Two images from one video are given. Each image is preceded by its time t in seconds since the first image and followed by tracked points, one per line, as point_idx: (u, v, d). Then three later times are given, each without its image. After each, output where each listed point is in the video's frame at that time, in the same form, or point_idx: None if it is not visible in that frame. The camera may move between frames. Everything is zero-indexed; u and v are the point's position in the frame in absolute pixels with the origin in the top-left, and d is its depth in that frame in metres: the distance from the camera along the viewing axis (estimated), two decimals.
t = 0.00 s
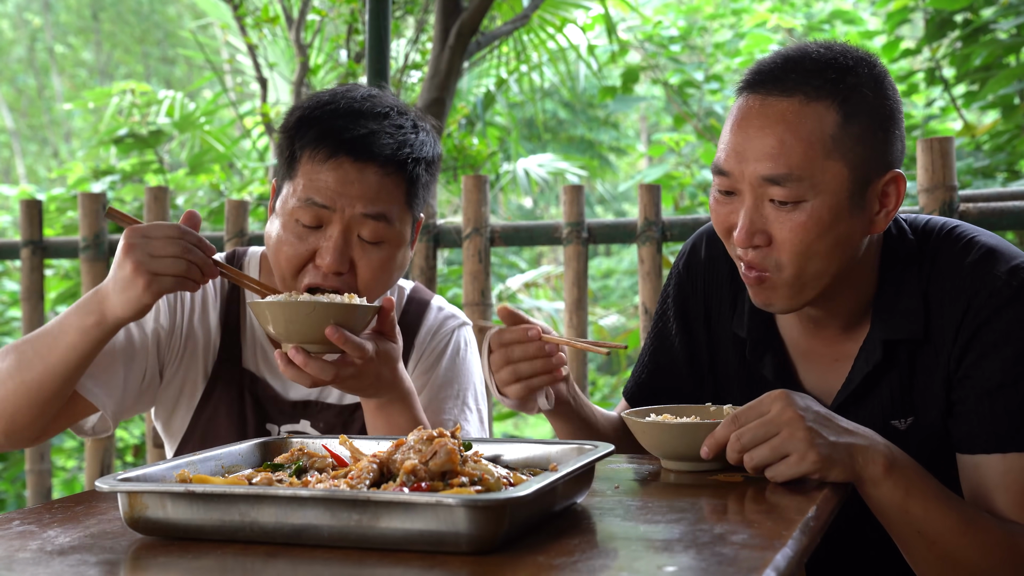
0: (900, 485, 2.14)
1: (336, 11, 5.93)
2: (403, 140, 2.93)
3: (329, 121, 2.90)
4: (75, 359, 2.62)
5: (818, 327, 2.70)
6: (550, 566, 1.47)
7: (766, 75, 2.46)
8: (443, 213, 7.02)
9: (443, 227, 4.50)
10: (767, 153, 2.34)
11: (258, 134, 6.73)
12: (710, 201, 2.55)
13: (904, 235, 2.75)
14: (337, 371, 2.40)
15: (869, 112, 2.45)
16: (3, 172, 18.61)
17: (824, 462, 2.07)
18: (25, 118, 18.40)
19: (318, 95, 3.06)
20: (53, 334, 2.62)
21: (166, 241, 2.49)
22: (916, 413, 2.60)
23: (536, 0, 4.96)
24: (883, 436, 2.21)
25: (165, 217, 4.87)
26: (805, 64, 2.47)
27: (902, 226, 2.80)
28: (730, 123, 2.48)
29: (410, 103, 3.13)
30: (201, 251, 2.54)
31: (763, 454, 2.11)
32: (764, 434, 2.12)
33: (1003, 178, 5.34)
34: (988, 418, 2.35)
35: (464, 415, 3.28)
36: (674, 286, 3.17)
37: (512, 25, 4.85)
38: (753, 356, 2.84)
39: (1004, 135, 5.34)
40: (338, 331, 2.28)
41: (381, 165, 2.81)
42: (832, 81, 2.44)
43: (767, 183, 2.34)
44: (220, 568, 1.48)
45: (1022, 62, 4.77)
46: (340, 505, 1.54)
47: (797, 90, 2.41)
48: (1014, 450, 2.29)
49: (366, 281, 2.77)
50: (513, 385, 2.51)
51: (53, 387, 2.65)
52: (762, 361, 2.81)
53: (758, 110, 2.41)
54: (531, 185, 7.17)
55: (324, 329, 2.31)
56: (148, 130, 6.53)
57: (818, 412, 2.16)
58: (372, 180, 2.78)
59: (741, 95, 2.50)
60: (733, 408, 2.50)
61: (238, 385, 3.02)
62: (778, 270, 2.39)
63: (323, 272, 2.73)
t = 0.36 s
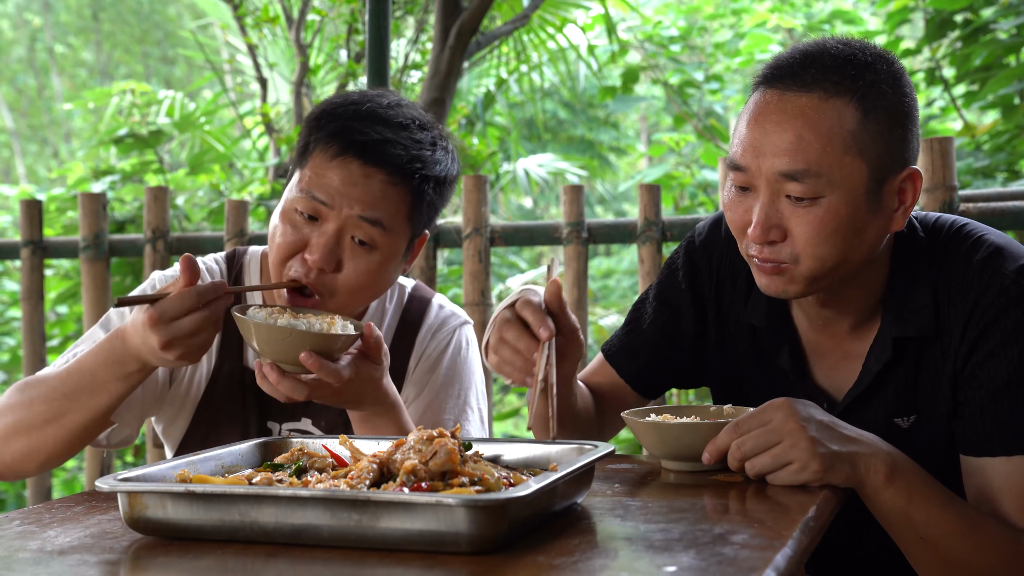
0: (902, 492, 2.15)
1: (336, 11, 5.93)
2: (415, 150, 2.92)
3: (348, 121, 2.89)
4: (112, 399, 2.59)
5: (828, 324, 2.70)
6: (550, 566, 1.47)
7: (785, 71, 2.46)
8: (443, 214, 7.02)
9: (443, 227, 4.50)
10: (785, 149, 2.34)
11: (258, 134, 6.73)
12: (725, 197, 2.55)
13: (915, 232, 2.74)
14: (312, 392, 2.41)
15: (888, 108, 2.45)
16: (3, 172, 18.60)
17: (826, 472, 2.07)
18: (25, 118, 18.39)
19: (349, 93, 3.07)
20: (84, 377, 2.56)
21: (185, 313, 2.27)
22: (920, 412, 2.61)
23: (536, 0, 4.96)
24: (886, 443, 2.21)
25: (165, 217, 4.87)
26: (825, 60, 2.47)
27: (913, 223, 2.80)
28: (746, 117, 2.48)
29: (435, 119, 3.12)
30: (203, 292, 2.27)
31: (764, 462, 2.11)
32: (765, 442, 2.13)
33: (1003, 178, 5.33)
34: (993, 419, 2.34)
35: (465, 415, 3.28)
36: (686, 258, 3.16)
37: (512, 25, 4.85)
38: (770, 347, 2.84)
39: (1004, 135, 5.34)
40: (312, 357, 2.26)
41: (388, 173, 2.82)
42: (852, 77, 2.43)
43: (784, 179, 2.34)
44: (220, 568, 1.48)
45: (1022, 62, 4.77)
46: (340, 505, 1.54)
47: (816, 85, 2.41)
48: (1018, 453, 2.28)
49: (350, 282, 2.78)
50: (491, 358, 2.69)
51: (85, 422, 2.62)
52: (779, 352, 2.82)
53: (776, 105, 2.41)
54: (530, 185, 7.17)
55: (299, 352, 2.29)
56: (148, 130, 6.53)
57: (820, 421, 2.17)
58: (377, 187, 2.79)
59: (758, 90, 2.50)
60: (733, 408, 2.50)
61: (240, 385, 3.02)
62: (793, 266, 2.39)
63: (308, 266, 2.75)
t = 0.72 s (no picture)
0: (902, 492, 2.15)
1: (336, 11, 5.93)
2: (409, 125, 2.96)
3: (339, 101, 2.93)
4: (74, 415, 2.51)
5: (833, 327, 2.70)
6: (549, 566, 1.47)
7: (790, 70, 2.46)
8: (443, 214, 7.01)
9: (443, 227, 4.50)
10: (790, 148, 2.34)
11: (258, 134, 6.73)
12: (729, 198, 2.54)
13: (920, 233, 2.74)
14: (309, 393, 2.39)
15: (893, 109, 2.45)
16: (3, 172, 18.62)
17: (826, 472, 2.07)
18: (25, 118, 18.41)
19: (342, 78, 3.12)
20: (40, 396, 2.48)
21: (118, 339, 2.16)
22: (924, 412, 2.61)
23: (536, 0, 4.96)
24: (885, 443, 2.21)
25: (165, 217, 4.87)
26: (830, 60, 2.47)
27: (918, 224, 2.80)
28: (751, 117, 2.48)
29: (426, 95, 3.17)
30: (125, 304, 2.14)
31: (765, 462, 2.10)
32: (764, 443, 2.13)
33: (1003, 178, 5.33)
34: (997, 420, 2.34)
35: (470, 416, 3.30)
36: (692, 256, 3.17)
37: (512, 25, 4.85)
38: (776, 346, 2.85)
39: (1004, 135, 5.34)
40: (307, 352, 2.26)
41: (384, 147, 2.85)
42: (857, 76, 2.43)
43: (789, 178, 2.34)
44: (220, 568, 1.48)
45: (1022, 62, 4.77)
46: (340, 506, 1.54)
47: (821, 85, 2.41)
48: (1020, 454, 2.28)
49: (359, 263, 2.79)
50: (473, 415, 2.53)
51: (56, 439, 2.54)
52: (786, 351, 2.83)
53: (781, 104, 2.40)
54: (530, 185, 7.17)
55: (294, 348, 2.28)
56: (148, 130, 6.53)
57: (821, 422, 2.17)
58: (375, 161, 2.82)
59: (764, 89, 2.50)
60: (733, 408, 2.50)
61: (241, 386, 3.02)
62: (798, 266, 2.39)
63: (317, 249, 2.76)
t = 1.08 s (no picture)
0: (901, 492, 2.15)
1: (336, 11, 5.93)
2: (393, 99, 3.08)
3: (323, 81, 3.05)
4: (28, 418, 2.53)
5: (829, 328, 2.70)
6: (550, 566, 1.47)
7: (781, 73, 2.46)
8: (444, 213, 7.01)
9: (443, 227, 4.49)
10: (782, 151, 2.34)
11: (258, 134, 6.73)
12: (723, 202, 2.55)
13: (916, 233, 2.74)
14: (313, 407, 2.39)
15: (886, 110, 2.45)
16: (3, 172, 18.62)
17: (825, 472, 2.07)
18: (25, 118, 18.42)
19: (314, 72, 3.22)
20: None
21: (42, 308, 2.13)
22: (922, 412, 2.61)
23: (536, 0, 4.96)
24: (885, 443, 2.21)
25: (165, 217, 4.87)
26: (821, 62, 2.47)
27: (914, 224, 2.80)
28: (744, 121, 2.48)
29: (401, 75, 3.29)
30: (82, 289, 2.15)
31: (765, 463, 2.10)
32: (764, 443, 2.13)
33: (1003, 178, 5.33)
34: (992, 421, 2.33)
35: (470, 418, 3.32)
36: (687, 259, 3.16)
37: (512, 25, 4.85)
38: (773, 347, 2.83)
39: (1004, 135, 5.34)
40: (313, 368, 2.26)
41: (375, 120, 2.98)
42: (849, 78, 2.43)
43: (783, 181, 2.34)
44: (220, 568, 1.48)
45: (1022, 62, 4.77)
46: (339, 506, 1.54)
47: (813, 87, 2.41)
48: (1017, 455, 2.27)
49: (363, 238, 2.90)
50: (485, 422, 2.52)
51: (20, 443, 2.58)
52: (782, 353, 2.80)
53: (773, 108, 2.41)
54: (531, 185, 7.16)
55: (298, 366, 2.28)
56: (148, 130, 6.53)
57: (820, 422, 2.17)
58: (368, 135, 2.94)
59: (755, 92, 2.50)
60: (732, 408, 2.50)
61: (239, 390, 3.00)
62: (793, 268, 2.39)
63: (319, 229, 2.87)
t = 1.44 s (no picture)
0: (901, 492, 2.16)
1: (336, 11, 5.93)
2: (386, 89, 3.09)
3: (315, 74, 3.05)
4: (37, 402, 2.53)
5: (829, 327, 2.70)
6: (550, 566, 1.47)
7: (778, 73, 2.46)
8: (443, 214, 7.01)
9: (443, 227, 4.49)
10: (781, 151, 2.34)
11: (258, 134, 6.73)
12: (722, 203, 2.55)
13: (916, 232, 2.74)
14: (314, 408, 2.40)
15: (883, 109, 2.45)
16: (3, 172, 18.61)
17: (825, 472, 2.07)
18: (25, 118, 18.42)
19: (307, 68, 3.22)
20: (9, 376, 2.56)
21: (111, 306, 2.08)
22: (921, 411, 2.61)
23: (536, 0, 4.96)
24: (885, 443, 2.21)
25: (165, 217, 4.87)
26: (818, 62, 2.47)
27: (914, 223, 2.80)
28: (742, 121, 2.48)
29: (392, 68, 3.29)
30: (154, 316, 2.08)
31: (764, 463, 2.10)
32: (764, 443, 2.13)
33: (1003, 178, 5.33)
34: (990, 421, 2.33)
35: (471, 418, 3.31)
36: (689, 256, 3.17)
37: (512, 25, 4.85)
38: (773, 346, 2.83)
39: (1004, 135, 5.34)
40: (315, 370, 2.26)
41: (369, 111, 2.98)
42: (846, 77, 2.43)
43: (782, 181, 2.34)
44: (220, 568, 1.48)
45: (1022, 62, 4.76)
46: (339, 505, 1.54)
47: (810, 87, 2.41)
48: (1017, 455, 2.27)
49: (363, 227, 2.90)
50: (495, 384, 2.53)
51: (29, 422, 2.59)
52: (782, 352, 2.81)
53: (771, 108, 2.41)
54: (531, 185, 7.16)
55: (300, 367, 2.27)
56: (148, 130, 6.53)
57: (820, 421, 2.17)
58: (363, 125, 2.95)
59: (753, 93, 2.50)
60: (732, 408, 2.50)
61: (242, 391, 3.01)
62: (793, 268, 2.39)
63: (319, 219, 2.87)
